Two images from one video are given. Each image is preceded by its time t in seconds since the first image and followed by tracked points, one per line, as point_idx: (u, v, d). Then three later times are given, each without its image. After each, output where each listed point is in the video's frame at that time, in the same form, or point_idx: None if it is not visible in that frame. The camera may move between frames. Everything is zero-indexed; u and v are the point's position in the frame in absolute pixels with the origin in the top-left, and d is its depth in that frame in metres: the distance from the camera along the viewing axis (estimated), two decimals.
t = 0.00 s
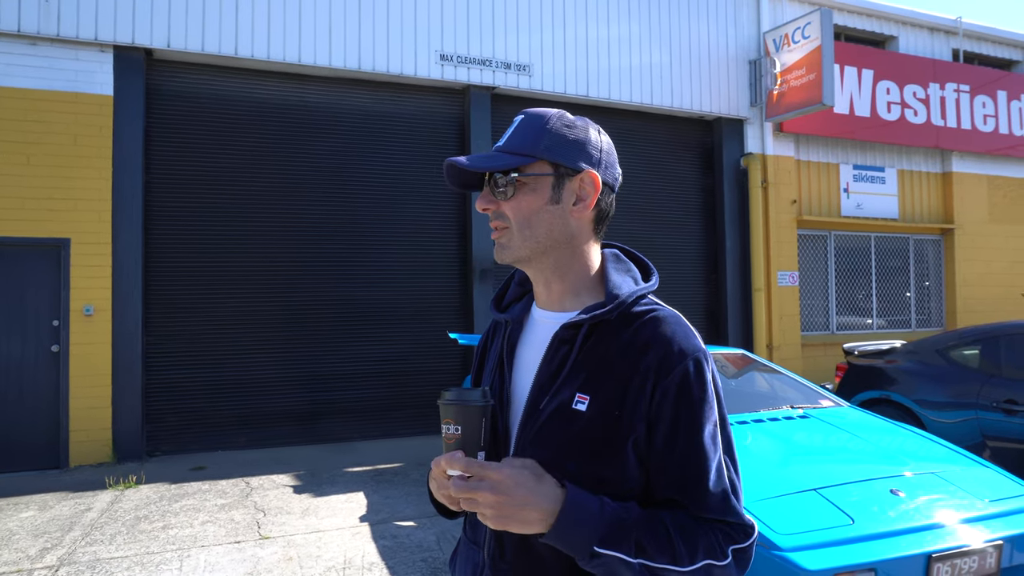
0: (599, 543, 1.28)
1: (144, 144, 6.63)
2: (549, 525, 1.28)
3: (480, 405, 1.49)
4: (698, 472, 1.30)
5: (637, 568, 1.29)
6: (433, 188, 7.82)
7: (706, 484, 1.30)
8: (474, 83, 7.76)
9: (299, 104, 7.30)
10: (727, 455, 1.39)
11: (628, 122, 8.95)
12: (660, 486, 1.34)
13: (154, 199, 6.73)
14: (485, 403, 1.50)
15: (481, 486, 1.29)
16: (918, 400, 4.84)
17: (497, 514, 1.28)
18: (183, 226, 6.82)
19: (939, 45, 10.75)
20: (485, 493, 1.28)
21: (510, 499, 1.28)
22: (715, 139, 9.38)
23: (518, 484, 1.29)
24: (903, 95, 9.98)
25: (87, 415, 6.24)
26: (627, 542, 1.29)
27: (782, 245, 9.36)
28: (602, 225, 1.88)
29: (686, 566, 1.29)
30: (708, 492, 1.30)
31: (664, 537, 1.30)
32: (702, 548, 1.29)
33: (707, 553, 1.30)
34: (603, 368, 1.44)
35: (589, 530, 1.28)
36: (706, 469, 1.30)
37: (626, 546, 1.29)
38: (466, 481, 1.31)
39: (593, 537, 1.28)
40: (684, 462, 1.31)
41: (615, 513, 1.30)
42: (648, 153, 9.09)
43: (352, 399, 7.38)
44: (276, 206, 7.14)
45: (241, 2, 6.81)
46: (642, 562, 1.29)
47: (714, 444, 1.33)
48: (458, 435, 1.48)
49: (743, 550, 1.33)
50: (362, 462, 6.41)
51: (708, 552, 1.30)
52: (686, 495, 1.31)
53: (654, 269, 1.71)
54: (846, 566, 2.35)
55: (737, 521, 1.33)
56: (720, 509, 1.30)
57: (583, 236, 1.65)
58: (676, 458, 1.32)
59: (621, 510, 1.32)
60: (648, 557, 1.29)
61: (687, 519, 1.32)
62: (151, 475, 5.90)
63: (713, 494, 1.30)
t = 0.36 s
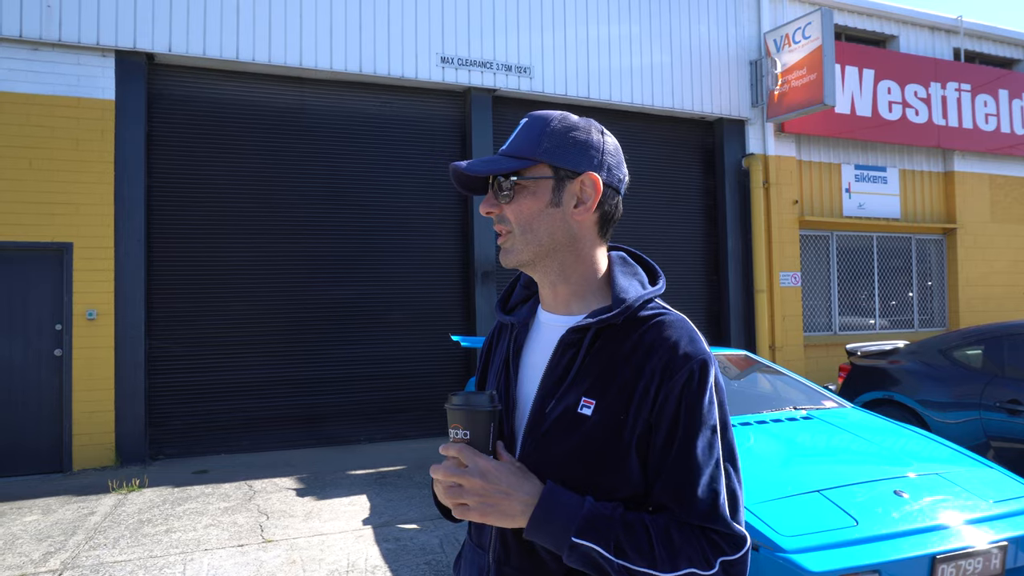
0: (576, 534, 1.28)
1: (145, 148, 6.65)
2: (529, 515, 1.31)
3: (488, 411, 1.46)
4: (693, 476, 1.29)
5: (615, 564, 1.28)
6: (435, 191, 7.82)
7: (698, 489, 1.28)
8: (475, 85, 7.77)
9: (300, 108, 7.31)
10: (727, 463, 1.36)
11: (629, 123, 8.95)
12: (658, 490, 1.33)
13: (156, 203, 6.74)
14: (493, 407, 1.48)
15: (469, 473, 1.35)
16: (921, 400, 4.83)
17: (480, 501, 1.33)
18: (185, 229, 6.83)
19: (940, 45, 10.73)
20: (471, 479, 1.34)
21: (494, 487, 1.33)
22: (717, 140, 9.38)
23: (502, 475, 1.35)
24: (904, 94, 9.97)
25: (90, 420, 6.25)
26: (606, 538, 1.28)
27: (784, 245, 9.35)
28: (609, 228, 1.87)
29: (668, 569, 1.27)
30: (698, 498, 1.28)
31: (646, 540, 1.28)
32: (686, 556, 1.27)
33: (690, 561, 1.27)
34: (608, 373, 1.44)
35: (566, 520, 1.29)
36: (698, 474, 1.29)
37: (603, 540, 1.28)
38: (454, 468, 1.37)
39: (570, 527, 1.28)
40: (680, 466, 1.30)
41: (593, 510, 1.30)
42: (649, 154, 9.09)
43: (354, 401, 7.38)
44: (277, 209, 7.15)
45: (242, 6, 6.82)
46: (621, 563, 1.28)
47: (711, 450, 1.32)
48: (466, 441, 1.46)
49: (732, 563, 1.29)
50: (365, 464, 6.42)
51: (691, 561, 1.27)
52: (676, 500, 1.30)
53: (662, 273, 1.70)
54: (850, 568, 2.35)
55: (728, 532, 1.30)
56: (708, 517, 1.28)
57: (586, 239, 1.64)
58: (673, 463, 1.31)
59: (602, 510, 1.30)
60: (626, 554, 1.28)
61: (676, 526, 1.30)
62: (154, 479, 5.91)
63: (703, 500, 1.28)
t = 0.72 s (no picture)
0: (555, 533, 1.28)
1: (144, 152, 6.65)
2: (513, 510, 1.32)
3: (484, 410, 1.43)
4: (677, 482, 1.26)
5: (592, 566, 1.27)
6: (434, 194, 7.83)
7: (682, 495, 1.25)
8: (474, 89, 7.78)
9: (299, 111, 7.31)
10: (716, 473, 1.32)
11: (628, 126, 8.96)
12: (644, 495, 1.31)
13: (155, 206, 6.74)
14: (490, 406, 1.45)
15: (458, 464, 1.37)
16: (920, 402, 4.83)
17: (466, 493, 1.35)
18: (183, 233, 6.83)
19: (938, 47, 10.76)
20: (459, 471, 1.36)
21: (481, 480, 1.35)
22: (715, 143, 9.39)
23: (491, 468, 1.37)
24: (902, 97, 9.99)
25: (88, 424, 6.24)
26: (584, 539, 1.27)
27: (783, 247, 9.35)
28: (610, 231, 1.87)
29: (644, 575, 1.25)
30: (681, 505, 1.25)
31: (626, 543, 1.26)
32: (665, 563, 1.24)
33: (669, 569, 1.24)
34: (603, 377, 1.44)
35: (547, 516, 1.29)
36: (683, 480, 1.26)
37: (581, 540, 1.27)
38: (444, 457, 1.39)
39: (549, 525, 1.29)
40: (665, 471, 1.28)
41: (573, 510, 1.30)
42: (648, 157, 9.10)
43: (353, 405, 7.37)
44: (275, 212, 7.15)
45: (241, 10, 6.83)
46: (598, 564, 1.26)
47: (699, 457, 1.29)
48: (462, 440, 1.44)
49: (714, 575, 1.25)
50: (364, 468, 6.41)
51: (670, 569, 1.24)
52: (660, 505, 1.28)
53: (662, 278, 1.70)
54: (849, 570, 2.34)
55: (710, 541, 1.25)
56: (690, 525, 1.24)
57: (584, 242, 1.64)
58: (659, 468, 1.29)
59: (583, 511, 1.30)
60: (604, 557, 1.26)
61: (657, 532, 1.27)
62: (153, 483, 5.90)
63: (687, 507, 1.25)
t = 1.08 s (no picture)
0: (547, 516, 1.28)
1: (145, 152, 6.66)
2: (508, 491, 1.33)
3: (488, 389, 1.46)
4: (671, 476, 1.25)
5: (583, 552, 1.26)
6: (435, 194, 7.83)
7: (676, 490, 1.25)
8: (475, 88, 7.78)
9: (299, 112, 7.32)
10: (713, 468, 1.31)
11: (628, 126, 8.97)
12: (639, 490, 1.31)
13: (156, 206, 6.75)
14: (494, 382, 1.48)
15: (458, 442, 1.39)
16: (921, 401, 4.83)
17: (465, 469, 1.38)
18: (184, 232, 6.83)
19: (939, 47, 10.75)
20: (459, 447, 1.39)
21: (480, 458, 1.37)
22: (716, 143, 9.39)
23: (490, 447, 1.38)
24: (903, 96, 9.99)
25: (90, 423, 6.25)
26: (576, 524, 1.27)
27: (784, 247, 9.35)
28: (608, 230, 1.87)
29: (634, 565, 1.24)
30: (675, 500, 1.24)
31: (618, 533, 1.26)
32: (656, 555, 1.23)
33: (660, 562, 1.23)
34: (604, 375, 1.44)
35: (539, 502, 1.30)
36: (678, 475, 1.26)
37: (572, 524, 1.27)
38: (447, 434, 1.43)
39: (541, 509, 1.29)
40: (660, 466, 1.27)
41: (567, 496, 1.30)
42: (648, 157, 9.10)
43: (354, 405, 7.38)
44: (276, 212, 7.16)
45: (241, 11, 6.84)
46: (588, 552, 1.26)
47: (695, 452, 1.28)
48: (466, 417, 1.47)
49: (704, 570, 1.24)
50: (365, 467, 6.41)
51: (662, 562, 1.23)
52: (654, 499, 1.27)
53: (660, 276, 1.70)
54: (849, 569, 2.35)
55: (702, 536, 1.24)
56: (682, 519, 1.24)
57: (589, 241, 1.65)
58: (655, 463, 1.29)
59: (575, 501, 1.29)
60: (594, 543, 1.26)
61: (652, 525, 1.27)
62: (154, 483, 5.90)
63: (681, 502, 1.24)
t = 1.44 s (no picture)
0: (539, 508, 1.29)
1: (143, 149, 6.66)
2: (501, 481, 1.34)
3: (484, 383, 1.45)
4: (664, 466, 1.26)
5: (576, 543, 1.27)
6: (434, 191, 7.83)
7: (669, 480, 1.25)
8: (473, 85, 7.77)
9: (298, 108, 7.32)
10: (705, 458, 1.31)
11: (627, 122, 8.96)
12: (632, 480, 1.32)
13: (154, 203, 6.75)
14: (491, 375, 1.48)
15: (453, 435, 1.40)
16: (918, 397, 4.83)
17: (460, 462, 1.39)
18: (182, 229, 6.83)
19: (938, 42, 10.74)
20: (454, 440, 1.40)
21: (474, 451, 1.38)
22: (715, 139, 9.38)
23: (485, 439, 1.39)
24: (903, 91, 9.97)
25: (89, 420, 6.26)
26: (569, 514, 1.28)
27: (783, 242, 9.35)
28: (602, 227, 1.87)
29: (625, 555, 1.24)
30: (669, 490, 1.25)
31: (612, 523, 1.26)
32: (650, 545, 1.24)
33: (654, 551, 1.23)
34: (598, 368, 1.45)
35: (532, 494, 1.31)
36: (671, 465, 1.26)
37: (565, 516, 1.28)
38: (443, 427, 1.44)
39: (533, 500, 1.30)
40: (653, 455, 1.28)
41: (561, 487, 1.30)
42: (647, 153, 9.09)
43: (354, 401, 7.39)
44: (275, 208, 7.16)
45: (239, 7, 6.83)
46: (582, 542, 1.26)
47: (688, 442, 1.29)
48: (463, 409, 1.47)
49: (698, 559, 1.24)
50: (364, 463, 6.43)
51: (656, 550, 1.23)
52: (647, 489, 1.28)
53: (654, 271, 1.71)
54: (845, 564, 2.35)
55: (696, 525, 1.25)
56: (675, 508, 1.24)
57: (588, 237, 1.66)
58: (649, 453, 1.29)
59: (570, 491, 1.30)
60: (587, 534, 1.26)
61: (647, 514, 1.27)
62: (154, 479, 5.92)
63: (674, 492, 1.25)
